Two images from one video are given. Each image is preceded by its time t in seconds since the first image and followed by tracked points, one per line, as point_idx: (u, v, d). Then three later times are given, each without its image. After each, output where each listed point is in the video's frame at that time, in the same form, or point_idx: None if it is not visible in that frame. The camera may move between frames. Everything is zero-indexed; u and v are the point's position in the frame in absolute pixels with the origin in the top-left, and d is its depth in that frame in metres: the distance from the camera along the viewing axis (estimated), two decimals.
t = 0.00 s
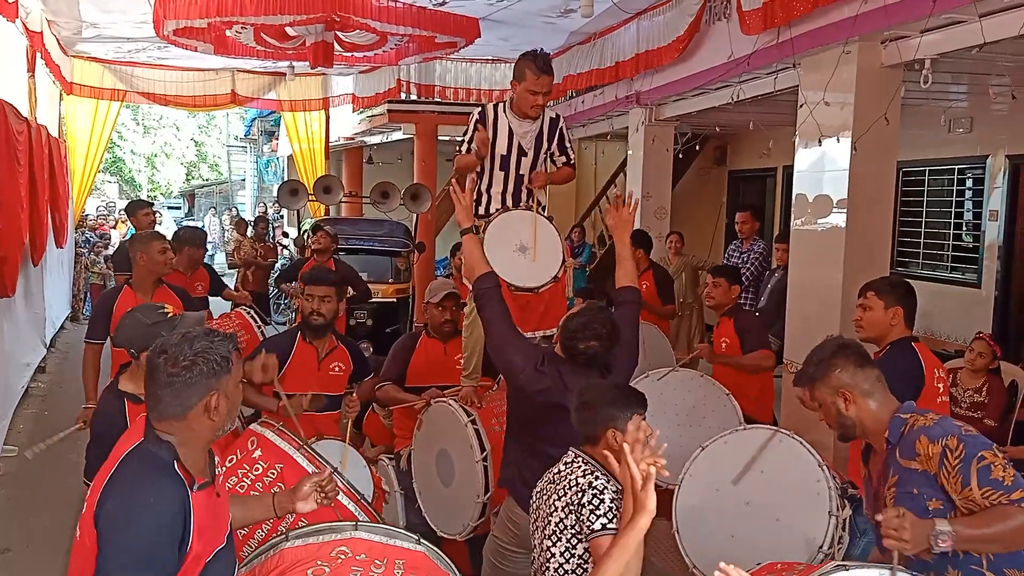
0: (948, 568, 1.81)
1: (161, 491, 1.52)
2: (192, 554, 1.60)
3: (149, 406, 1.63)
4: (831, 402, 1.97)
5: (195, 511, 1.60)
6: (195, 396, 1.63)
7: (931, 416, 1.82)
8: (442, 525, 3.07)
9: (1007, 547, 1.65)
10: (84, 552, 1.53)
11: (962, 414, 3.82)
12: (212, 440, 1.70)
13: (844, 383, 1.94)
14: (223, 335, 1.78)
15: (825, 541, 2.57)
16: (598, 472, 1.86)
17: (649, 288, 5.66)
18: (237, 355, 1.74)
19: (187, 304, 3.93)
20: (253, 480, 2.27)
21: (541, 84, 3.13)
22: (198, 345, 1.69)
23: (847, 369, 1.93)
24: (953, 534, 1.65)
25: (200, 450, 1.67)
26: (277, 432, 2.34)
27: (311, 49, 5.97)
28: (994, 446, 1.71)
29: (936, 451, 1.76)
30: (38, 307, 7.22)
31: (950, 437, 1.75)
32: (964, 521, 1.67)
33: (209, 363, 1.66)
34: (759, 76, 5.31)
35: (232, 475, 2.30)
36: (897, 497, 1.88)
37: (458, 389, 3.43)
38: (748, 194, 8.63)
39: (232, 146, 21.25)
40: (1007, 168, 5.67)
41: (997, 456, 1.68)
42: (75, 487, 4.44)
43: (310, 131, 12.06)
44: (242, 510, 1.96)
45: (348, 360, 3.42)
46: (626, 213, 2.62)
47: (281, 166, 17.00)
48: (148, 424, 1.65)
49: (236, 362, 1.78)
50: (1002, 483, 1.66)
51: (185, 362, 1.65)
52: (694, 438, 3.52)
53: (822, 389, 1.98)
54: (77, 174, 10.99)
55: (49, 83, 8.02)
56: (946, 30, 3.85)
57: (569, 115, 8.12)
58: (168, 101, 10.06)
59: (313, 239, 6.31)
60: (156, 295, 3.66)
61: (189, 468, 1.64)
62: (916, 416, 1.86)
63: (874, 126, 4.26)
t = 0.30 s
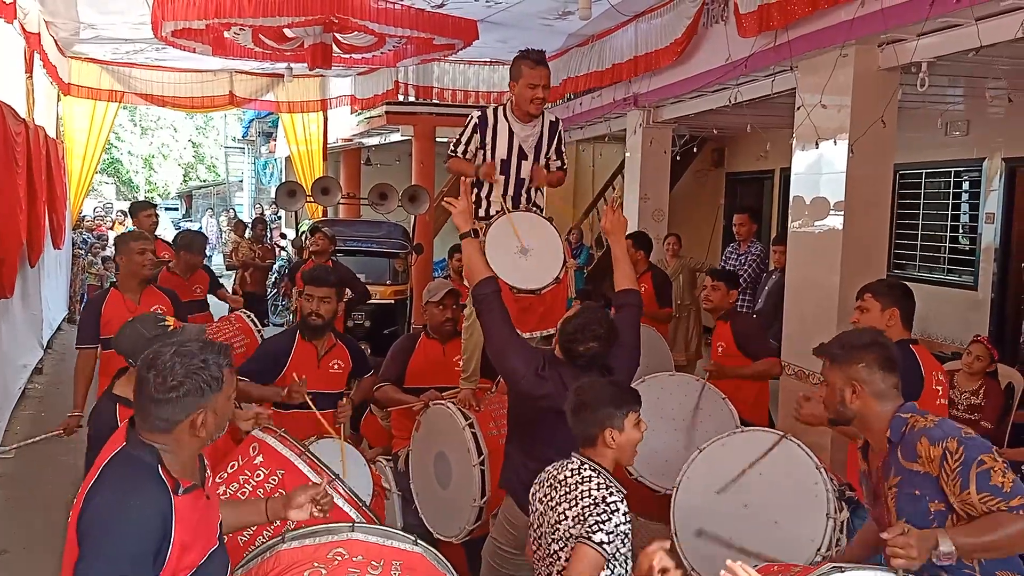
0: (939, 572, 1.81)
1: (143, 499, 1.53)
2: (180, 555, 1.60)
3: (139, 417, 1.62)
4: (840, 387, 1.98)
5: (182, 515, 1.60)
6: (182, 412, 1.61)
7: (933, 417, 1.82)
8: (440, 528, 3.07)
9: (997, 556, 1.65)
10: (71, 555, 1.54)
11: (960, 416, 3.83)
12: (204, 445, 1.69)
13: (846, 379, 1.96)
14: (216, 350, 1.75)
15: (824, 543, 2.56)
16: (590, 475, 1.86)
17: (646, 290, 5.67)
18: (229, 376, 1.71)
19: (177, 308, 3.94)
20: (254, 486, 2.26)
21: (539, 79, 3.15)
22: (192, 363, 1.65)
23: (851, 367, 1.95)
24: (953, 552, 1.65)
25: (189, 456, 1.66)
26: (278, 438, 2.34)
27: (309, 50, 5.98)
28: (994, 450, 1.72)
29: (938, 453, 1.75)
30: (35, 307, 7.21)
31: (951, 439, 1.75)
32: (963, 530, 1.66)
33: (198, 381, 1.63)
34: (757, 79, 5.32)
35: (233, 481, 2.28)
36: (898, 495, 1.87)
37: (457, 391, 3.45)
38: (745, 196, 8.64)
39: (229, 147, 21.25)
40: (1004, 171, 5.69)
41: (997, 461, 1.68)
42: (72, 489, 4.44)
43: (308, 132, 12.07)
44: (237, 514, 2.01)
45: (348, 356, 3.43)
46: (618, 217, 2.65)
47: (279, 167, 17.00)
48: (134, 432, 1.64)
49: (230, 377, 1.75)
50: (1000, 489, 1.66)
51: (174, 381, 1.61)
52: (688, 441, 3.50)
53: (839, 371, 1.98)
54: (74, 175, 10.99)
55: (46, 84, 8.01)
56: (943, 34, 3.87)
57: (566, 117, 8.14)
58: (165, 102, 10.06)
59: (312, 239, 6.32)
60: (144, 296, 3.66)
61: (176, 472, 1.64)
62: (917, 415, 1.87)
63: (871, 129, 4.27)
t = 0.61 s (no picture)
0: (941, 570, 1.82)
1: (144, 512, 1.52)
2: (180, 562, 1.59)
3: (139, 413, 1.61)
4: (846, 382, 1.97)
5: (183, 522, 1.60)
6: (184, 406, 1.61)
7: (943, 417, 1.82)
8: (441, 528, 3.08)
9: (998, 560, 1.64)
10: (67, 557, 1.54)
11: (959, 417, 3.83)
12: (203, 449, 1.68)
13: (855, 373, 1.95)
14: (218, 346, 1.76)
15: (824, 544, 2.56)
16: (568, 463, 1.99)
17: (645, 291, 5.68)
18: (229, 366, 1.72)
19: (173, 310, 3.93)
20: (253, 490, 2.26)
21: (533, 77, 3.14)
22: (190, 354, 1.67)
23: (860, 362, 1.94)
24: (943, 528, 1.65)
25: (189, 457, 1.65)
26: (276, 442, 2.33)
27: (308, 51, 5.97)
28: (1001, 455, 1.71)
29: (944, 453, 1.76)
30: (34, 307, 7.20)
31: (959, 441, 1.74)
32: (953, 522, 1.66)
33: (199, 373, 1.64)
34: (756, 80, 5.32)
35: (232, 485, 2.29)
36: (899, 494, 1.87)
37: (457, 391, 3.46)
38: (744, 198, 8.65)
39: (228, 147, 21.26)
40: (1003, 173, 5.69)
41: (1002, 466, 1.68)
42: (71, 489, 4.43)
43: (308, 133, 12.07)
44: (234, 516, 1.99)
45: (349, 357, 3.43)
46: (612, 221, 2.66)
47: (278, 168, 17.01)
48: (137, 434, 1.63)
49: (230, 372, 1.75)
50: (1002, 494, 1.65)
51: (176, 372, 1.62)
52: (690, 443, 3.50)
53: (845, 367, 1.98)
54: (73, 176, 10.98)
55: (45, 85, 8.00)
56: (943, 35, 3.87)
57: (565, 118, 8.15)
58: (164, 103, 10.05)
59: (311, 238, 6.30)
60: (140, 296, 3.66)
61: (177, 479, 1.63)
62: (926, 414, 1.87)
63: (870, 130, 4.27)
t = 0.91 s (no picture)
0: (938, 564, 1.83)
1: (147, 501, 1.50)
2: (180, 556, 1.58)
3: (142, 406, 1.61)
4: (853, 378, 1.95)
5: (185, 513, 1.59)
6: (188, 397, 1.61)
7: (953, 412, 1.84)
8: (441, 529, 3.07)
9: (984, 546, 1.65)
10: (71, 554, 1.52)
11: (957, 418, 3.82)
12: (204, 442, 1.68)
13: (860, 369, 1.92)
14: (223, 339, 1.76)
15: (826, 545, 2.56)
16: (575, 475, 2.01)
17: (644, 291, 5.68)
18: (233, 357, 1.72)
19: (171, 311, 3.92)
20: (249, 490, 2.25)
21: (529, 79, 3.14)
22: (195, 344, 1.67)
23: (863, 357, 1.93)
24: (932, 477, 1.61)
25: (191, 452, 1.65)
26: (275, 440, 2.33)
27: (308, 51, 5.97)
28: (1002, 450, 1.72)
29: (947, 440, 1.78)
30: (33, 307, 7.20)
31: (965, 431, 1.76)
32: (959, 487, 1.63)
33: (205, 363, 1.63)
34: (756, 82, 5.32)
35: (229, 485, 2.29)
36: (900, 482, 1.89)
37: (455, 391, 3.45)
38: (743, 198, 8.65)
39: (228, 148, 21.26)
40: (1002, 173, 5.69)
41: (1002, 459, 1.69)
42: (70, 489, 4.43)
43: (307, 134, 12.08)
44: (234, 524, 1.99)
45: (349, 357, 3.42)
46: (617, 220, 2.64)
47: (277, 169, 17.02)
48: (140, 428, 1.63)
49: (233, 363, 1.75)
50: (999, 484, 1.67)
51: (181, 361, 1.62)
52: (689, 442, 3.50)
53: (853, 362, 1.95)
54: (73, 176, 10.97)
55: (44, 85, 8.00)
56: (943, 36, 3.87)
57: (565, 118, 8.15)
58: (163, 103, 10.05)
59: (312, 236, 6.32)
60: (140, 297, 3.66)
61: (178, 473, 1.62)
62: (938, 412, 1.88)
63: (869, 131, 4.27)
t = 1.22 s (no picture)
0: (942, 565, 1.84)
1: (146, 504, 1.50)
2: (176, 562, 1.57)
3: (143, 411, 1.61)
4: (854, 379, 1.95)
5: (183, 521, 1.58)
6: (189, 405, 1.61)
7: (959, 414, 1.85)
8: (442, 529, 3.08)
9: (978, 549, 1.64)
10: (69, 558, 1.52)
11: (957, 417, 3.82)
12: (204, 449, 1.68)
13: (861, 370, 1.93)
14: (223, 346, 1.76)
15: (826, 545, 2.56)
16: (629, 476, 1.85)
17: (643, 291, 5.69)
18: (234, 365, 1.73)
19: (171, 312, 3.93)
20: (250, 485, 2.24)
21: (526, 80, 3.15)
22: (196, 352, 1.68)
23: (866, 357, 1.92)
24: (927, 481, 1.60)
25: (192, 457, 1.65)
26: (274, 436, 2.33)
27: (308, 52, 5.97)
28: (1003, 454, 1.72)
29: (950, 440, 1.79)
30: (33, 308, 7.21)
31: (967, 432, 1.77)
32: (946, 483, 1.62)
33: (205, 371, 1.64)
34: (755, 81, 5.32)
35: (229, 479, 2.27)
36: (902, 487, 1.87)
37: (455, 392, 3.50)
38: (743, 198, 8.65)
39: (228, 148, 21.26)
40: (1002, 174, 5.69)
41: (1002, 463, 1.69)
42: (70, 489, 4.44)
43: (307, 134, 12.08)
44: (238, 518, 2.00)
45: (348, 356, 3.43)
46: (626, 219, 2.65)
47: (277, 169, 17.02)
48: (141, 432, 1.63)
49: (234, 368, 1.76)
50: (993, 484, 1.67)
51: (182, 369, 1.63)
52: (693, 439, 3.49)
53: (855, 362, 1.95)
54: (73, 176, 10.97)
55: (44, 85, 8.00)
56: (942, 36, 3.86)
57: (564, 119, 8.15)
58: (163, 104, 10.05)
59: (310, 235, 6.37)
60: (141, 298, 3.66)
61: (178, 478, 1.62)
62: (941, 412, 1.89)
63: (869, 131, 4.28)
